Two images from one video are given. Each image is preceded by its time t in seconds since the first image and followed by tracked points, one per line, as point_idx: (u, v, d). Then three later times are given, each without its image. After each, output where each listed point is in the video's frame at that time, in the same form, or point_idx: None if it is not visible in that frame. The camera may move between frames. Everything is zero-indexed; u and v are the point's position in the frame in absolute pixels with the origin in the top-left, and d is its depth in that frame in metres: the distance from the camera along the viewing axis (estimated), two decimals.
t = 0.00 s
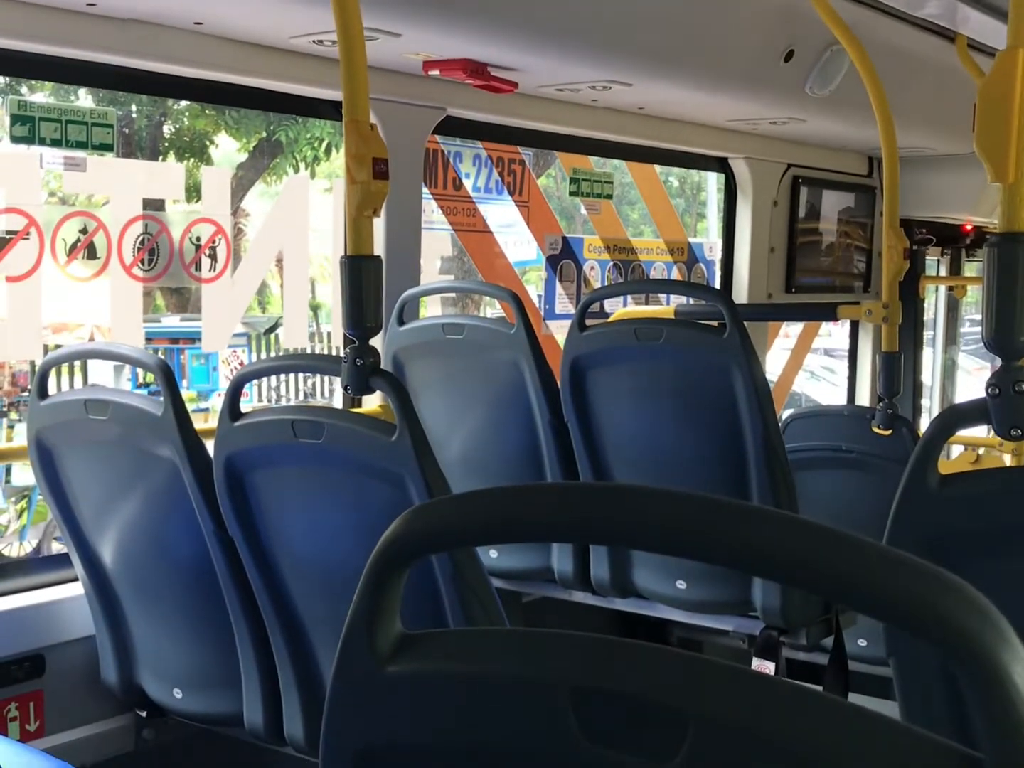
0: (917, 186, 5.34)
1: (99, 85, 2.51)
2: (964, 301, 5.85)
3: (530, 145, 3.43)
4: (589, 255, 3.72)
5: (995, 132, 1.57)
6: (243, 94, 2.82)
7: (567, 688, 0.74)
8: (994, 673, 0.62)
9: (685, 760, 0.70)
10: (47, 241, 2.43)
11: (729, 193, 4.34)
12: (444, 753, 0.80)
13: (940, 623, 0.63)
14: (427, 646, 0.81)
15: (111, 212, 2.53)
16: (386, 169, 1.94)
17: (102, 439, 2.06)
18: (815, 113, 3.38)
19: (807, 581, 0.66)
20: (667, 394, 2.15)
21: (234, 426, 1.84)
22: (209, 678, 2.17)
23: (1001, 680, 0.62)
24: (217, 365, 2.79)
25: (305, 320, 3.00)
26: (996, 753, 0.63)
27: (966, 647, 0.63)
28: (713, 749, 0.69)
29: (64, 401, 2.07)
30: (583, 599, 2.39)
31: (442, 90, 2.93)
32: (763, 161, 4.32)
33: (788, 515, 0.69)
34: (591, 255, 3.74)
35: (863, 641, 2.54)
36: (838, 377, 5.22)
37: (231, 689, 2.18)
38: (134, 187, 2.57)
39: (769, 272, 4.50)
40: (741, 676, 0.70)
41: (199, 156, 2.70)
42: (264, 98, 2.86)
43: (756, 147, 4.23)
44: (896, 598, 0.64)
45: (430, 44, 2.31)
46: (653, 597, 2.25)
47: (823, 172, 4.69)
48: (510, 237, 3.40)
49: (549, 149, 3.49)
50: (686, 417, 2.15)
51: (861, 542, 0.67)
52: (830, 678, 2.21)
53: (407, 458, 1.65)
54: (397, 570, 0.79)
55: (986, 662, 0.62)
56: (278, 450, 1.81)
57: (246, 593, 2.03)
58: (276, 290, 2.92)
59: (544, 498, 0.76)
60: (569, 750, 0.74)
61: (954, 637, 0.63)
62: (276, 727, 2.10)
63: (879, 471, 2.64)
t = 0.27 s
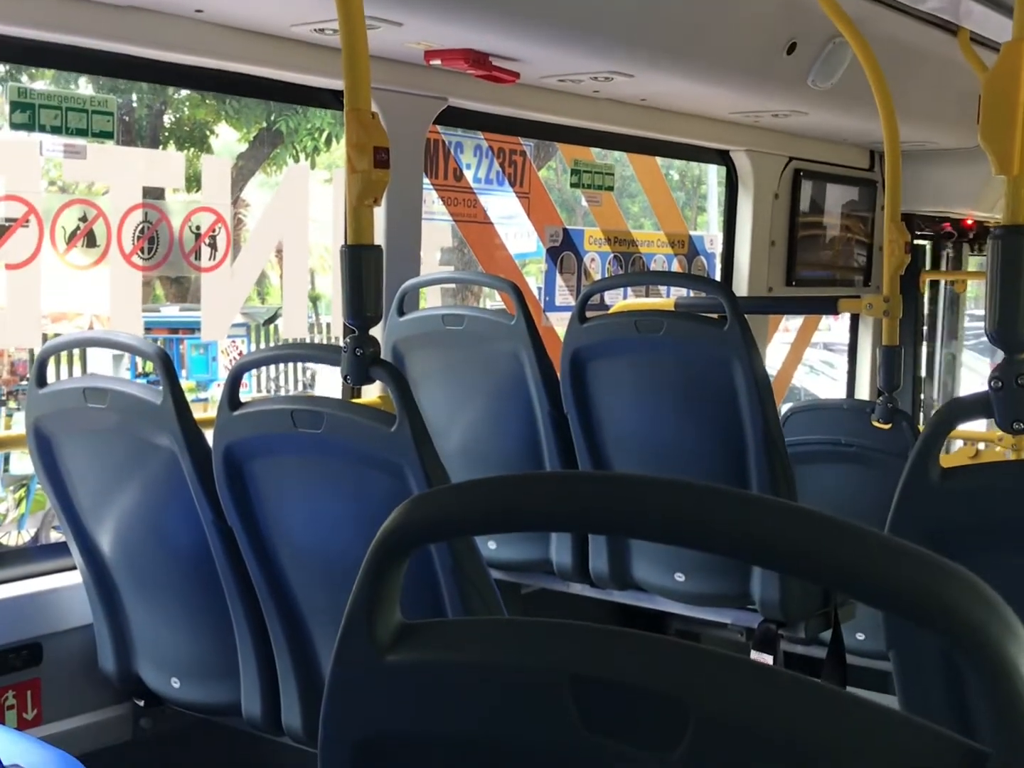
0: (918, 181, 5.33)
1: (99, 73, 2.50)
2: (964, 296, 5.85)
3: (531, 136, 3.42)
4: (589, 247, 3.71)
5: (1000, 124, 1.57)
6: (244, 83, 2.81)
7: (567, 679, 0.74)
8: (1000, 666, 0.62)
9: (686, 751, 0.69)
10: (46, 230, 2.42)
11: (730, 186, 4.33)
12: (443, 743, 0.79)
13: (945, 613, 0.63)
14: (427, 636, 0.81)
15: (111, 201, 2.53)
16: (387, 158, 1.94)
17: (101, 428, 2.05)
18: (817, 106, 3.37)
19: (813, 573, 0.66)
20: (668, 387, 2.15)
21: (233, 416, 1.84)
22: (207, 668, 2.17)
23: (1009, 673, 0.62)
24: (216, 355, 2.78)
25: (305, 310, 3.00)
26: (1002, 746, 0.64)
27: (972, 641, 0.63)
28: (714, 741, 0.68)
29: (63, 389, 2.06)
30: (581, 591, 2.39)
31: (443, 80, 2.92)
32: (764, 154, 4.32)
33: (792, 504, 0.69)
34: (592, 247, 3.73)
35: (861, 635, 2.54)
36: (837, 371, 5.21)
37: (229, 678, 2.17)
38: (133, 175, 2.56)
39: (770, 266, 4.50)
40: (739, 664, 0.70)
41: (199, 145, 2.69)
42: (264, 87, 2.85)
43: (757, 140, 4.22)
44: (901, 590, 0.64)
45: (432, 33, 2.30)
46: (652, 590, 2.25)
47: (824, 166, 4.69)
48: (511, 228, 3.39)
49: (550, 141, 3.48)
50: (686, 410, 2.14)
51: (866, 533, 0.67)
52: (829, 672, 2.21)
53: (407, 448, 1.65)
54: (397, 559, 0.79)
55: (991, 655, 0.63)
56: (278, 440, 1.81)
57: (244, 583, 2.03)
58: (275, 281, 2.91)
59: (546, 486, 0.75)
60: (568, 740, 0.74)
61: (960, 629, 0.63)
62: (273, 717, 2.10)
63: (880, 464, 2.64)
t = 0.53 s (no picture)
0: (917, 178, 5.33)
1: (97, 64, 2.49)
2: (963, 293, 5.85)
3: (530, 131, 3.42)
4: (587, 241, 3.71)
5: (997, 119, 1.58)
6: (243, 76, 2.81)
7: (559, 671, 0.74)
8: (991, 662, 0.63)
9: (676, 743, 0.70)
10: (42, 221, 2.42)
11: (728, 182, 4.33)
12: (434, 733, 0.79)
13: (937, 607, 0.63)
14: (421, 628, 0.81)
15: (109, 193, 2.53)
16: (384, 151, 1.94)
17: (97, 419, 2.05)
18: (816, 102, 3.37)
19: (808, 567, 0.66)
20: (664, 381, 2.15)
21: (229, 408, 1.84)
22: (203, 659, 2.17)
23: (998, 667, 0.63)
24: (213, 348, 2.78)
25: (303, 304, 2.99)
26: (994, 739, 0.64)
27: (964, 635, 0.63)
28: (705, 732, 0.69)
29: (59, 380, 2.07)
30: (577, 585, 2.39)
31: (442, 73, 2.92)
32: (763, 150, 4.32)
33: (788, 498, 0.69)
34: (590, 241, 3.73)
35: (856, 630, 2.55)
36: (835, 368, 5.22)
37: (224, 670, 2.18)
38: (131, 167, 2.56)
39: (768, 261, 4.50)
40: (731, 656, 0.70)
41: (197, 138, 2.69)
42: (263, 80, 2.85)
43: (756, 135, 4.22)
44: (894, 585, 0.64)
45: (431, 26, 2.30)
46: (647, 584, 2.25)
47: (823, 162, 4.69)
48: (509, 223, 3.39)
49: (549, 135, 3.48)
50: (682, 404, 2.15)
51: (859, 527, 0.67)
52: (824, 666, 2.21)
53: (403, 440, 1.65)
54: (390, 551, 0.79)
55: (983, 650, 0.63)
56: (274, 432, 1.81)
57: (240, 575, 2.03)
58: (273, 274, 2.91)
59: (541, 478, 0.75)
60: (559, 731, 0.74)
61: (954, 625, 0.63)
62: (268, 708, 2.10)
63: (876, 460, 2.64)
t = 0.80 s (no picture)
0: (912, 177, 5.33)
1: (93, 61, 2.49)
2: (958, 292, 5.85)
3: (525, 129, 3.42)
4: (583, 240, 3.71)
5: (990, 118, 1.57)
6: (239, 73, 2.80)
7: (548, 671, 0.73)
8: (978, 665, 0.62)
9: (665, 743, 0.69)
10: (37, 219, 2.42)
11: (724, 181, 4.34)
12: (424, 733, 0.79)
13: (925, 607, 0.63)
14: (411, 627, 0.81)
15: (104, 191, 2.52)
16: (379, 150, 1.93)
17: (92, 417, 2.05)
18: (812, 101, 3.37)
19: (801, 569, 0.66)
20: (659, 380, 2.15)
21: (223, 406, 1.84)
22: (196, 658, 2.17)
23: (987, 668, 0.62)
24: (209, 346, 2.78)
25: (298, 302, 2.99)
26: (981, 740, 0.63)
27: (952, 636, 0.62)
28: (695, 732, 0.68)
29: (53, 378, 2.06)
30: (572, 584, 2.39)
31: (438, 72, 2.92)
32: (759, 149, 4.32)
33: (782, 500, 0.69)
34: (585, 240, 3.74)
35: (850, 629, 2.55)
36: (830, 367, 5.22)
37: (218, 668, 2.18)
38: (126, 165, 2.56)
39: (763, 260, 4.50)
40: (721, 656, 0.70)
41: (193, 136, 2.69)
42: (259, 78, 2.85)
43: (751, 134, 4.22)
44: (885, 587, 0.64)
45: (426, 24, 2.30)
46: (642, 583, 2.25)
47: (819, 161, 4.69)
48: (504, 222, 3.39)
49: (544, 134, 3.48)
50: (676, 404, 2.15)
51: (851, 528, 0.67)
52: (818, 665, 2.21)
53: (397, 438, 1.65)
54: (382, 549, 0.79)
55: (971, 651, 0.62)
56: (268, 430, 1.81)
57: (234, 573, 2.03)
58: (269, 273, 2.91)
59: (532, 477, 0.75)
60: (549, 730, 0.74)
61: (943, 627, 0.63)
62: (262, 707, 2.10)
63: (870, 460, 2.64)
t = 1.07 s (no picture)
0: (903, 179, 5.34)
1: (84, 63, 2.49)
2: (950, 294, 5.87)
3: (517, 131, 3.42)
4: (575, 242, 3.72)
5: (980, 119, 1.57)
6: (231, 75, 2.80)
7: (537, 673, 0.73)
8: (964, 668, 0.61)
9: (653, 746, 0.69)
10: (28, 222, 2.42)
11: (716, 183, 4.34)
12: (412, 736, 0.79)
13: (910, 609, 0.62)
14: (400, 629, 0.81)
15: (96, 193, 2.52)
16: (370, 152, 1.94)
17: (83, 420, 2.05)
18: (803, 103, 3.37)
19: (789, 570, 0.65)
20: (651, 381, 2.15)
21: (214, 408, 1.84)
22: (188, 660, 2.17)
23: (973, 670, 0.61)
24: (202, 348, 2.78)
25: (290, 303, 2.99)
26: (968, 742, 0.61)
27: (937, 638, 0.62)
28: (684, 733, 0.68)
29: (44, 381, 2.06)
30: (564, 586, 2.39)
31: (429, 74, 2.92)
32: (751, 151, 4.32)
33: (771, 502, 0.69)
34: (577, 242, 3.74)
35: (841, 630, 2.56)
36: (823, 368, 5.23)
37: (211, 670, 2.17)
38: (117, 166, 2.55)
39: (755, 262, 4.51)
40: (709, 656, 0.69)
41: (185, 137, 2.69)
42: (250, 80, 2.85)
43: (743, 136, 4.23)
44: (872, 588, 0.63)
45: (417, 27, 2.30)
46: (634, 585, 2.25)
47: (811, 163, 4.70)
48: (496, 224, 3.40)
49: (536, 136, 3.48)
50: (668, 405, 2.15)
51: (837, 529, 0.66)
52: (810, 666, 2.21)
53: (388, 440, 1.65)
54: (371, 551, 0.79)
55: (956, 654, 0.61)
56: (259, 432, 1.81)
57: (225, 575, 2.03)
58: (262, 274, 2.91)
59: (519, 478, 0.75)
60: (537, 732, 0.73)
61: (928, 629, 0.62)
62: (254, 709, 2.10)
63: (860, 461, 2.64)
